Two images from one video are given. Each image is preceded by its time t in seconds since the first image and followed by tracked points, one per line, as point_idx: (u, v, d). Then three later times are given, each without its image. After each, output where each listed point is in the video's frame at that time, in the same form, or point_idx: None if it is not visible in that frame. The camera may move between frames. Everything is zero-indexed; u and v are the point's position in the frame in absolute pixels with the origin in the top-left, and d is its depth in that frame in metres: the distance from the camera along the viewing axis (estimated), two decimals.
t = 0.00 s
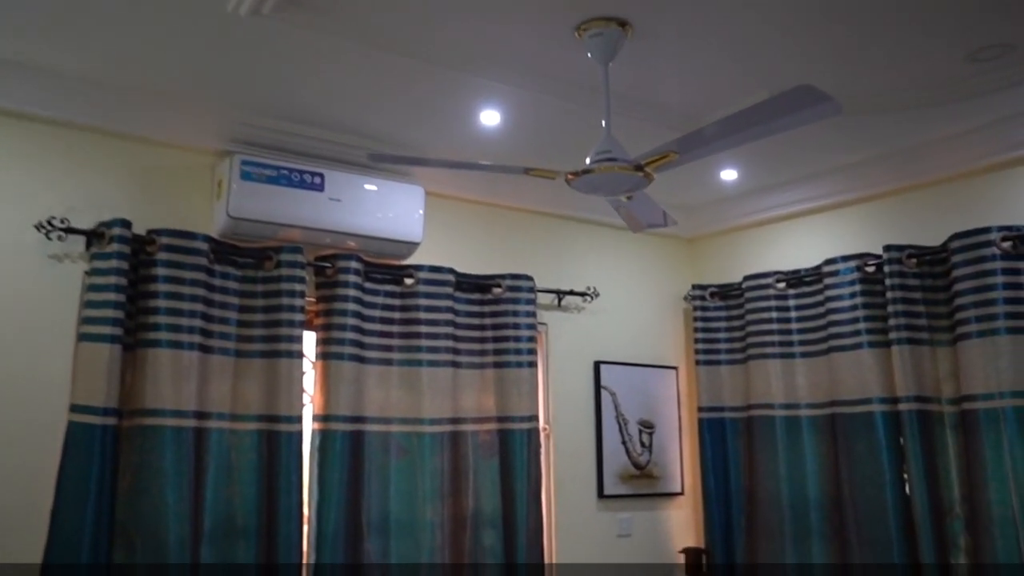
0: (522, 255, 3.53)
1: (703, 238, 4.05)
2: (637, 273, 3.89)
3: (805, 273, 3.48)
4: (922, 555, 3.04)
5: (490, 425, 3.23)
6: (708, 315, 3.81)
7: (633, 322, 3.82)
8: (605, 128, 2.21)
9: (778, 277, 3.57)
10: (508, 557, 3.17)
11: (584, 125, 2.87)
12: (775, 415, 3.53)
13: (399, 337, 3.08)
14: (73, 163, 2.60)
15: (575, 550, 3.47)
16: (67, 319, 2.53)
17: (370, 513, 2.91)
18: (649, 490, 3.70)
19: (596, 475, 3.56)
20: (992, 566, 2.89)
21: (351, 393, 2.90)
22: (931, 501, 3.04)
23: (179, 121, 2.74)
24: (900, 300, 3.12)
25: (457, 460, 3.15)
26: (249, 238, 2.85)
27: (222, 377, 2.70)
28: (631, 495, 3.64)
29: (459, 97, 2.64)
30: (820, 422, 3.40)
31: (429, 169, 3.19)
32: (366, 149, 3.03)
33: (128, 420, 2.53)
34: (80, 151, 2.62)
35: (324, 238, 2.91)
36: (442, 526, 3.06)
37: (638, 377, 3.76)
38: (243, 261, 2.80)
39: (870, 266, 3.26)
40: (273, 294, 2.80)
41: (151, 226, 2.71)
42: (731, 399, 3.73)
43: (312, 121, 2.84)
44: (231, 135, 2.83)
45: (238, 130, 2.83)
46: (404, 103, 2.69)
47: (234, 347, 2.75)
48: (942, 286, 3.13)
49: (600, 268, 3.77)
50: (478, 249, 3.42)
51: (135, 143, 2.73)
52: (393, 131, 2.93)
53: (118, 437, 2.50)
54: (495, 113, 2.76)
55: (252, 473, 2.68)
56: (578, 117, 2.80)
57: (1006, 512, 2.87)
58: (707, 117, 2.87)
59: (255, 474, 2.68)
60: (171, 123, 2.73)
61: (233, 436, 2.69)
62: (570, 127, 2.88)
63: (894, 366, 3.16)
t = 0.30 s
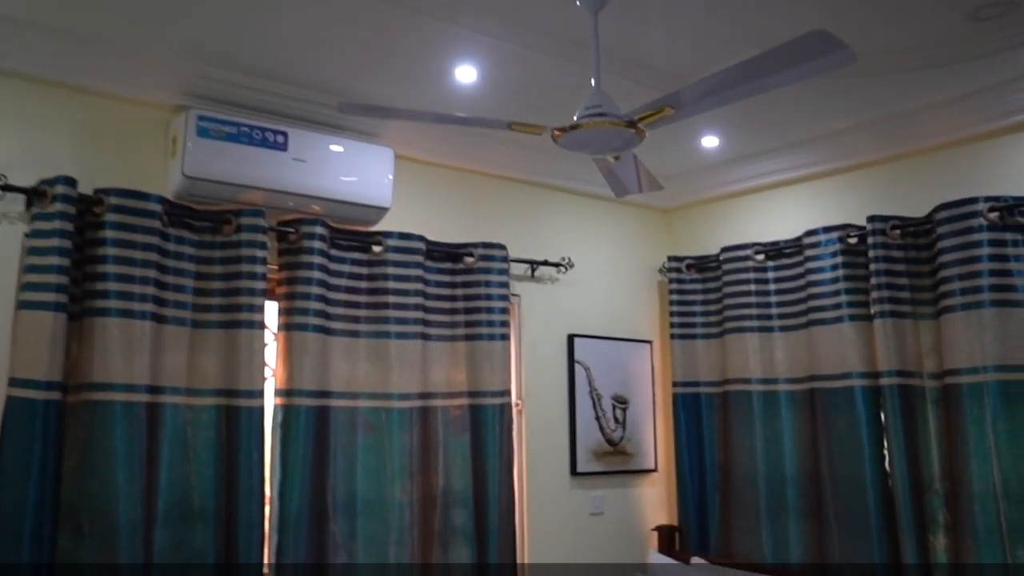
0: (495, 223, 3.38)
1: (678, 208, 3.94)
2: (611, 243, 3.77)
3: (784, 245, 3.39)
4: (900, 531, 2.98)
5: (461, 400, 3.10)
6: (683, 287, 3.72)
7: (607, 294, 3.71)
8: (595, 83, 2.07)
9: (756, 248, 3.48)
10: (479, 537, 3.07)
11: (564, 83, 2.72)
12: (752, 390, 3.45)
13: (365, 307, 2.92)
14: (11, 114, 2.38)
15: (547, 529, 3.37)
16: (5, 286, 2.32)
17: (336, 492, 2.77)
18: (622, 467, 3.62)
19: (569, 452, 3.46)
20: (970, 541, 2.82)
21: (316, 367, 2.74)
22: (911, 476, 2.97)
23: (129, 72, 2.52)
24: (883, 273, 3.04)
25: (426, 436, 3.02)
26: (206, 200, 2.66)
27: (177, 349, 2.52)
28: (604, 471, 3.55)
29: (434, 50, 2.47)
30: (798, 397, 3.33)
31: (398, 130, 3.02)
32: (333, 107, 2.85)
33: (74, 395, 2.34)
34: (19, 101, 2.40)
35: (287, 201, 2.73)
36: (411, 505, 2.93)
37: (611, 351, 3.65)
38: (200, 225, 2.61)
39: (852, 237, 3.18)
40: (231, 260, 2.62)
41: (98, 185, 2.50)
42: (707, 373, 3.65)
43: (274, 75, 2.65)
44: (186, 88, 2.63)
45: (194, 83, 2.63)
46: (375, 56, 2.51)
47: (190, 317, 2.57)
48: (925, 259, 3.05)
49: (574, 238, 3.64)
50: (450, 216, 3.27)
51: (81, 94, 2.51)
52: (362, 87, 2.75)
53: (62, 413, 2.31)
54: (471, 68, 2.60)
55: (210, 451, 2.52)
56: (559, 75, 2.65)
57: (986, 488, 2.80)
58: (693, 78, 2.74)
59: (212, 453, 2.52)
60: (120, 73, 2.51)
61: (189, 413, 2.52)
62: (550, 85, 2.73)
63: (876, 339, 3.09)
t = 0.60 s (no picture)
0: (469, 194, 3.24)
1: (655, 181, 3.84)
2: (588, 216, 3.66)
3: (766, 219, 3.31)
4: (881, 510, 2.92)
5: (434, 378, 2.98)
6: (660, 263, 3.64)
7: (583, 269, 3.60)
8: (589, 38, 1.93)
9: (737, 223, 3.40)
10: (454, 518, 2.98)
11: (547, 44, 2.59)
12: (732, 368, 3.37)
13: (335, 280, 2.77)
14: None
15: (522, 510, 3.28)
16: None
17: (304, 475, 2.65)
18: (597, 446, 3.53)
19: (544, 431, 3.37)
20: (952, 520, 2.76)
21: (283, 343, 2.59)
22: (893, 455, 2.91)
23: (80, 24, 2.34)
24: (868, 248, 2.97)
25: (399, 416, 2.90)
26: (165, 164, 2.48)
27: (135, 323, 2.36)
28: (579, 451, 3.47)
29: (411, 5, 2.33)
30: (778, 374, 3.27)
31: (370, 93, 2.87)
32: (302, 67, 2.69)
33: (21, 371, 2.17)
34: None
35: (252, 167, 2.57)
36: (383, 488, 2.81)
37: (588, 327, 3.55)
38: (158, 191, 2.44)
39: (837, 212, 3.11)
40: (192, 228, 2.45)
41: (46, 146, 2.32)
42: (684, 351, 3.58)
43: (238, 30, 2.48)
44: (142, 43, 2.44)
45: (152, 38, 2.44)
46: (348, 10, 2.36)
47: (148, 290, 2.40)
48: (910, 234, 2.98)
49: (551, 211, 3.52)
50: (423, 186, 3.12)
51: (27, 46, 2.31)
52: (332, 45, 2.59)
53: (8, 390, 2.14)
54: (449, 26, 2.46)
55: (170, 432, 2.36)
56: (542, 35, 2.52)
57: (969, 467, 2.74)
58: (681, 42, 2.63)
59: (172, 434, 2.37)
60: (70, 25, 2.32)
61: (147, 392, 2.36)
62: (533, 45, 2.60)
63: (860, 315, 3.02)
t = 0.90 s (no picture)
0: (441, 161, 3.09)
1: (629, 151, 3.74)
2: (561, 186, 3.54)
3: (745, 190, 3.24)
4: (861, 486, 2.87)
5: (403, 352, 2.85)
6: (635, 234, 3.54)
7: (556, 241, 3.48)
8: None
9: (714, 193, 3.32)
10: (423, 497, 2.88)
11: None
12: (708, 342, 3.30)
13: (300, 249, 2.62)
14: None
15: (493, 488, 3.18)
16: None
17: (267, 454, 2.51)
18: (570, 423, 3.44)
19: (516, 407, 3.26)
20: (933, 495, 2.72)
21: (245, 314, 2.43)
22: (874, 430, 2.86)
23: None
24: (851, 219, 2.91)
25: (367, 391, 2.76)
26: (116, 121, 2.30)
27: (84, 292, 2.18)
28: (551, 428, 3.37)
29: None
30: (756, 348, 3.20)
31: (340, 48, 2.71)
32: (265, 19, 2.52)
33: None
34: None
35: (212, 125, 2.39)
36: (351, 468, 2.67)
37: (561, 301, 3.44)
38: (109, 150, 2.26)
39: (819, 181, 3.04)
40: (147, 190, 2.27)
41: None
42: (658, 325, 3.49)
43: None
44: None
45: None
46: None
47: (99, 256, 2.23)
48: (894, 204, 2.92)
49: (524, 179, 3.39)
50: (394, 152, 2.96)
51: None
52: None
53: None
54: None
55: (124, 409, 2.21)
56: None
57: (952, 441, 2.70)
58: None
59: (127, 413, 2.21)
60: None
61: (98, 367, 2.19)
62: None
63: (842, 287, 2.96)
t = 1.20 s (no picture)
0: (416, 128, 2.96)
1: (606, 123, 3.65)
2: (538, 158, 3.42)
3: (727, 162, 3.16)
4: (844, 465, 2.83)
5: (376, 329, 2.72)
6: (611, 208, 3.45)
7: (531, 215, 3.37)
8: None
9: (695, 166, 3.24)
10: (398, 480, 2.76)
11: None
12: (688, 319, 3.23)
13: (269, 218, 2.47)
14: None
15: (467, 470, 3.08)
16: None
17: (236, 436, 2.37)
18: (545, 402, 3.34)
19: (491, 386, 3.16)
20: (917, 473, 2.68)
21: (212, 288, 2.29)
22: (858, 408, 2.81)
23: None
24: (837, 193, 2.85)
25: (339, 369, 2.63)
26: (70, 77, 2.12)
27: (37, 263, 2.01)
28: (526, 407, 3.27)
29: None
30: (737, 326, 3.14)
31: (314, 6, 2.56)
32: None
33: None
34: None
35: (175, 84, 2.23)
36: (323, 450, 2.54)
37: (537, 276, 3.34)
38: (63, 108, 2.08)
39: (803, 154, 2.98)
40: (104, 153, 2.10)
41: None
42: (636, 301, 3.42)
43: None
44: None
45: None
46: None
47: (52, 224, 2.05)
48: (880, 178, 2.87)
49: (500, 150, 3.26)
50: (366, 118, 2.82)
51: None
52: None
53: None
54: None
55: (80, 390, 2.04)
56: None
57: (936, 419, 2.66)
58: None
59: (84, 394, 2.05)
60: None
61: (53, 345, 2.02)
62: None
63: (827, 263, 2.90)
